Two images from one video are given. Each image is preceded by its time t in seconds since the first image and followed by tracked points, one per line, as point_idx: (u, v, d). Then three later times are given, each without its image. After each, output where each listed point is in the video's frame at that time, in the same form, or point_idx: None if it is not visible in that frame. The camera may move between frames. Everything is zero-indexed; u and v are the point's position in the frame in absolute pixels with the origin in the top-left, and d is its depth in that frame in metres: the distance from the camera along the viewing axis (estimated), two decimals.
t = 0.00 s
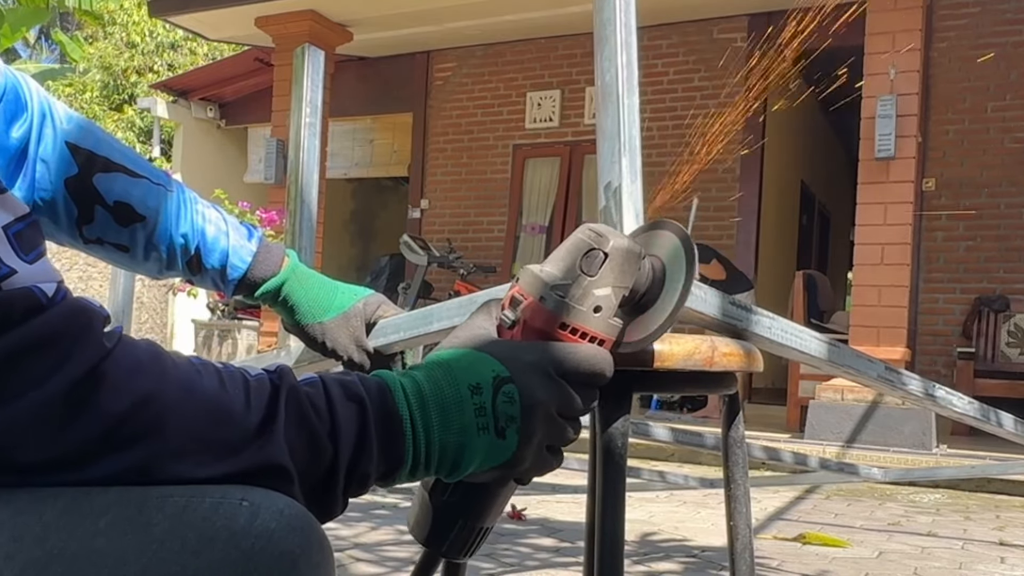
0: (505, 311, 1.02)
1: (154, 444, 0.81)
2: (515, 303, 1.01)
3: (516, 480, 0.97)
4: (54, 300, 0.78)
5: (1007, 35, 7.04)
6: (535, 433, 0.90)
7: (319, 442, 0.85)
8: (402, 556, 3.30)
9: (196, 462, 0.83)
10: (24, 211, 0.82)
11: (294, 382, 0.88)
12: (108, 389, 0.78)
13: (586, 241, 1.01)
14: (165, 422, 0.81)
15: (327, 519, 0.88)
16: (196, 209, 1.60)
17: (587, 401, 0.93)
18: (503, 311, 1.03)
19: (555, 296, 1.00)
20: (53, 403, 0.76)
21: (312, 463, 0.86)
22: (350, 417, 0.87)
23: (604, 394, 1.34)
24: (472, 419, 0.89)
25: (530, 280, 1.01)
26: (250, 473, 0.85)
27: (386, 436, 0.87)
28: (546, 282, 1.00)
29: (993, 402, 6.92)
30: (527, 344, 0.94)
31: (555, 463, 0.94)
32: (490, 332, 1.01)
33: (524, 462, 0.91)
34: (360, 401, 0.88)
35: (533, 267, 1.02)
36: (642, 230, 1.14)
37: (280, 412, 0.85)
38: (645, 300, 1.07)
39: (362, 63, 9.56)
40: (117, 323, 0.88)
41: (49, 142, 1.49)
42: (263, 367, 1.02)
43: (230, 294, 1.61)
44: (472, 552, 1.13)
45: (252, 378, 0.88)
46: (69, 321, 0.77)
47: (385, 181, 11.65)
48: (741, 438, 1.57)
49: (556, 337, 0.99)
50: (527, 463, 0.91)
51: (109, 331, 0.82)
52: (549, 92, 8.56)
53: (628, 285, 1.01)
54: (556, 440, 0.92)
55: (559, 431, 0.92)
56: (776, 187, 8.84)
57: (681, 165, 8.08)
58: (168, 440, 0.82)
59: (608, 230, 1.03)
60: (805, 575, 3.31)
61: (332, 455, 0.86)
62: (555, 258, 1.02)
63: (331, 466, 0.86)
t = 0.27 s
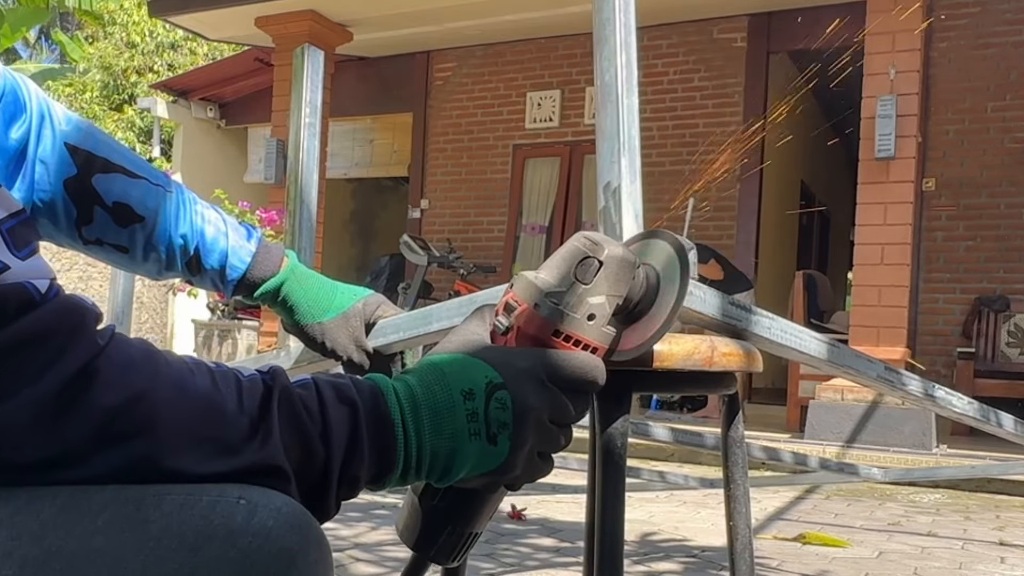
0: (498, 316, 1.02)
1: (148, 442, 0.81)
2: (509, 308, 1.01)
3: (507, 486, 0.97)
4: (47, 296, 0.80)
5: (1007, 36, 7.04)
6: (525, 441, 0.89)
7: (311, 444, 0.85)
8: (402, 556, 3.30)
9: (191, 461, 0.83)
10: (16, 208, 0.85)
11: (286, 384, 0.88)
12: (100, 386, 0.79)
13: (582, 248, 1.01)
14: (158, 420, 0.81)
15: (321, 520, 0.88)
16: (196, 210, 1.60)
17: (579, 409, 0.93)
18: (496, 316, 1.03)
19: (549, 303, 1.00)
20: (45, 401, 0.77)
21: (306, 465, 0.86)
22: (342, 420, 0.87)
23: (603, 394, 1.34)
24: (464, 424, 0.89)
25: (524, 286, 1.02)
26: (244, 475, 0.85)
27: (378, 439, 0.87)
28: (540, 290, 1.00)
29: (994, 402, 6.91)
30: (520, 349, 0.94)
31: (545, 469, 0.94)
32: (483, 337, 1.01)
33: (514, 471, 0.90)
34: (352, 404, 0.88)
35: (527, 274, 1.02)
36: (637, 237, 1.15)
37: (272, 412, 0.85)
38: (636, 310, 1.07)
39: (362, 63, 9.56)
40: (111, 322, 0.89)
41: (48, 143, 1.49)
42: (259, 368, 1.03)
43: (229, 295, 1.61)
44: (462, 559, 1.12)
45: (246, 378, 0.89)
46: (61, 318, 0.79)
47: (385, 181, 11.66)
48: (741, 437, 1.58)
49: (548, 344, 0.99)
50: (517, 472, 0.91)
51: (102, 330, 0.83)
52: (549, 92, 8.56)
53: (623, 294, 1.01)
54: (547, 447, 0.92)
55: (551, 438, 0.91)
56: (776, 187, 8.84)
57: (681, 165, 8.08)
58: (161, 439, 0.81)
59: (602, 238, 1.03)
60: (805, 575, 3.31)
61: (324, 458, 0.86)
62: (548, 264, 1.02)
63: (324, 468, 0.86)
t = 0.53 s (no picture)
0: (490, 317, 1.02)
1: (143, 441, 0.81)
2: (500, 306, 1.01)
3: (499, 486, 0.96)
4: (44, 296, 0.79)
5: (1007, 36, 7.04)
6: (516, 439, 0.90)
7: (305, 443, 0.86)
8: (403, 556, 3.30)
9: (187, 461, 0.83)
10: (13, 209, 0.85)
11: (280, 384, 0.88)
12: (96, 385, 0.79)
13: (572, 249, 1.01)
14: (154, 419, 0.81)
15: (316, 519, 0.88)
16: (196, 210, 1.60)
17: (569, 409, 0.93)
18: (487, 317, 1.03)
19: (540, 304, 0.99)
20: (42, 401, 0.77)
21: (300, 464, 0.86)
22: (335, 419, 0.87)
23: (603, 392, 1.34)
24: (456, 424, 0.89)
25: (516, 288, 1.01)
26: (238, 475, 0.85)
27: (370, 439, 0.87)
28: (531, 292, 1.00)
29: (994, 402, 6.91)
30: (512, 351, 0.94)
31: (536, 469, 0.94)
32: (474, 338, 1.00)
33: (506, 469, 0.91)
34: (345, 403, 0.88)
35: (519, 275, 1.02)
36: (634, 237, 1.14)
37: (266, 412, 0.85)
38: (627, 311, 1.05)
39: (362, 63, 9.56)
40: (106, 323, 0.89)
41: (48, 144, 1.49)
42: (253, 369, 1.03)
43: (229, 295, 1.61)
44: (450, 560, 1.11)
45: (240, 377, 0.89)
46: (58, 317, 0.79)
47: (385, 181, 11.66)
48: (740, 438, 1.58)
49: (540, 345, 0.98)
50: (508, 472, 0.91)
51: (99, 330, 0.84)
52: (549, 92, 8.56)
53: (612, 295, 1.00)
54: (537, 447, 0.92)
55: (541, 437, 0.92)
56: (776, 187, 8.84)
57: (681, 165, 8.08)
58: (157, 438, 0.82)
59: (593, 239, 1.02)
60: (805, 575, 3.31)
61: (318, 457, 0.86)
62: (543, 266, 1.01)
63: (318, 468, 0.86)
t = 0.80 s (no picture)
0: (486, 327, 1.01)
1: (138, 442, 0.81)
2: (497, 318, 1.01)
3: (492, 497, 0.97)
4: (38, 292, 0.79)
5: (1007, 35, 7.04)
6: (511, 450, 0.90)
7: (301, 449, 0.85)
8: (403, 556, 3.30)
9: (183, 463, 0.83)
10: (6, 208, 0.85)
11: (276, 389, 0.88)
12: (91, 383, 0.79)
13: (570, 262, 1.02)
14: (149, 419, 0.80)
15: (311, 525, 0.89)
16: (196, 210, 1.60)
17: (567, 421, 0.94)
18: (482, 328, 1.03)
19: (537, 315, 1.01)
20: (35, 399, 0.76)
21: (295, 469, 0.86)
22: (331, 426, 0.87)
23: (603, 395, 1.34)
24: (452, 433, 0.88)
25: (513, 300, 1.02)
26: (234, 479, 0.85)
27: (366, 446, 0.87)
28: (530, 303, 1.01)
29: (994, 401, 6.91)
30: (506, 360, 0.95)
31: (530, 479, 0.94)
32: (471, 347, 1.00)
33: (500, 480, 0.90)
34: (341, 410, 0.87)
35: (516, 287, 1.03)
36: (627, 248, 1.15)
37: (263, 415, 0.85)
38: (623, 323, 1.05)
39: (362, 63, 9.56)
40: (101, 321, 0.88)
41: (48, 145, 1.49)
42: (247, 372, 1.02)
43: (230, 295, 1.60)
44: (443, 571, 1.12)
45: (235, 381, 0.88)
46: (53, 315, 0.78)
47: (385, 181, 11.66)
48: (741, 438, 1.58)
49: (537, 356, 0.99)
50: (502, 483, 0.91)
51: (95, 329, 0.83)
52: (549, 92, 8.56)
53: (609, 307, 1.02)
54: (532, 457, 0.92)
55: (536, 447, 0.92)
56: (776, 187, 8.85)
57: (681, 165, 8.08)
58: (153, 438, 0.81)
59: (589, 252, 1.04)
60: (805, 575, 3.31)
61: (314, 464, 0.86)
62: (540, 277, 1.03)
63: (313, 475, 0.86)
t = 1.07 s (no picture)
0: (485, 320, 1.01)
1: (138, 439, 0.81)
2: (494, 311, 1.01)
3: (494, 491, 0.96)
4: (39, 290, 0.79)
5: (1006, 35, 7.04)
6: (512, 444, 0.90)
7: (302, 444, 0.86)
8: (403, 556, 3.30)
9: (181, 460, 0.83)
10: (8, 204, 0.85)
11: (277, 384, 0.88)
12: (92, 381, 0.79)
13: (567, 254, 1.02)
14: (151, 416, 0.81)
15: (311, 521, 0.88)
16: (195, 211, 1.60)
17: (567, 413, 0.93)
18: (481, 321, 1.03)
19: (535, 307, 1.00)
20: (35, 397, 0.76)
21: (297, 465, 0.86)
22: (332, 421, 0.87)
23: (604, 393, 1.33)
24: (453, 426, 0.89)
25: (511, 292, 1.02)
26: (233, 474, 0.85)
27: (367, 440, 0.87)
28: (527, 296, 1.01)
29: (994, 401, 6.91)
30: (506, 354, 0.95)
31: (532, 474, 0.94)
32: (469, 341, 1.00)
33: (502, 474, 0.91)
34: (342, 405, 0.88)
35: (513, 279, 1.03)
36: (628, 239, 1.15)
37: (263, 411, 0.85)
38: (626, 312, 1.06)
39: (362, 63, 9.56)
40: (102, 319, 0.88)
41: (47, 145, 1.49)
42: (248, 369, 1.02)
43: (229, 295, 1.60)
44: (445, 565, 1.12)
45: (236, 377, 0.88)
46: (55, 313, 0.78)
47: (385, 181, 11.65)
48: (740, 437, 1.58)
49: (536, 348, 1.00)
50: (503, 477, 0.91)
51: (96, 325, 0.83)
52: (549, 92, 8.56)
53: (607, 298, 1.02)
54: (533, 451, 0.92)
55: (537, 440, 0.92)
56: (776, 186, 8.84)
57: (681, 165, 8.07)
58: (154, 434, 0.81)
59: (586, 243, 1.04)
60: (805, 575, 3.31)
61: (315, 458, 0.86)
62: (538, 269, 1.03)
63: (314, 470, 0.86)
